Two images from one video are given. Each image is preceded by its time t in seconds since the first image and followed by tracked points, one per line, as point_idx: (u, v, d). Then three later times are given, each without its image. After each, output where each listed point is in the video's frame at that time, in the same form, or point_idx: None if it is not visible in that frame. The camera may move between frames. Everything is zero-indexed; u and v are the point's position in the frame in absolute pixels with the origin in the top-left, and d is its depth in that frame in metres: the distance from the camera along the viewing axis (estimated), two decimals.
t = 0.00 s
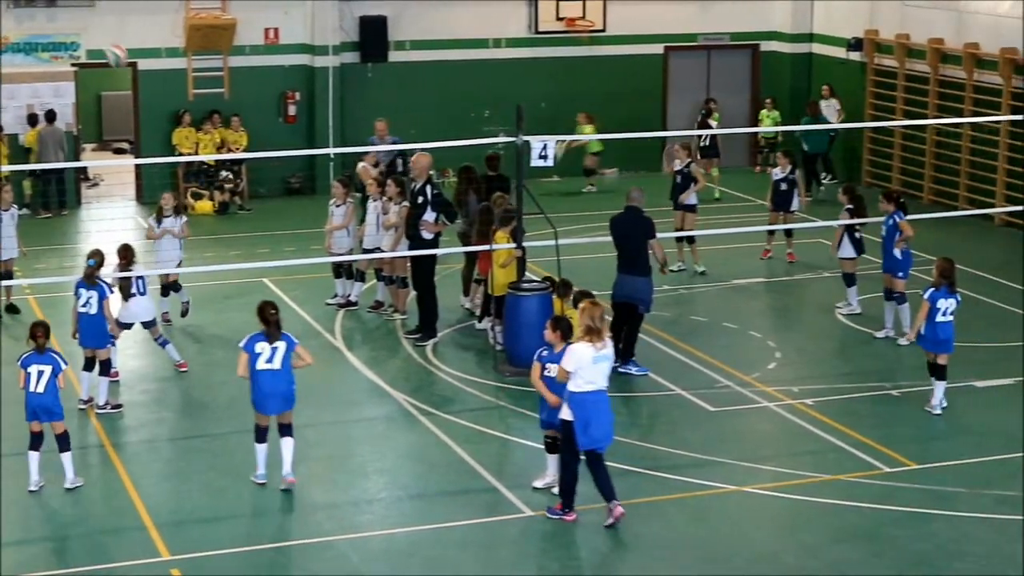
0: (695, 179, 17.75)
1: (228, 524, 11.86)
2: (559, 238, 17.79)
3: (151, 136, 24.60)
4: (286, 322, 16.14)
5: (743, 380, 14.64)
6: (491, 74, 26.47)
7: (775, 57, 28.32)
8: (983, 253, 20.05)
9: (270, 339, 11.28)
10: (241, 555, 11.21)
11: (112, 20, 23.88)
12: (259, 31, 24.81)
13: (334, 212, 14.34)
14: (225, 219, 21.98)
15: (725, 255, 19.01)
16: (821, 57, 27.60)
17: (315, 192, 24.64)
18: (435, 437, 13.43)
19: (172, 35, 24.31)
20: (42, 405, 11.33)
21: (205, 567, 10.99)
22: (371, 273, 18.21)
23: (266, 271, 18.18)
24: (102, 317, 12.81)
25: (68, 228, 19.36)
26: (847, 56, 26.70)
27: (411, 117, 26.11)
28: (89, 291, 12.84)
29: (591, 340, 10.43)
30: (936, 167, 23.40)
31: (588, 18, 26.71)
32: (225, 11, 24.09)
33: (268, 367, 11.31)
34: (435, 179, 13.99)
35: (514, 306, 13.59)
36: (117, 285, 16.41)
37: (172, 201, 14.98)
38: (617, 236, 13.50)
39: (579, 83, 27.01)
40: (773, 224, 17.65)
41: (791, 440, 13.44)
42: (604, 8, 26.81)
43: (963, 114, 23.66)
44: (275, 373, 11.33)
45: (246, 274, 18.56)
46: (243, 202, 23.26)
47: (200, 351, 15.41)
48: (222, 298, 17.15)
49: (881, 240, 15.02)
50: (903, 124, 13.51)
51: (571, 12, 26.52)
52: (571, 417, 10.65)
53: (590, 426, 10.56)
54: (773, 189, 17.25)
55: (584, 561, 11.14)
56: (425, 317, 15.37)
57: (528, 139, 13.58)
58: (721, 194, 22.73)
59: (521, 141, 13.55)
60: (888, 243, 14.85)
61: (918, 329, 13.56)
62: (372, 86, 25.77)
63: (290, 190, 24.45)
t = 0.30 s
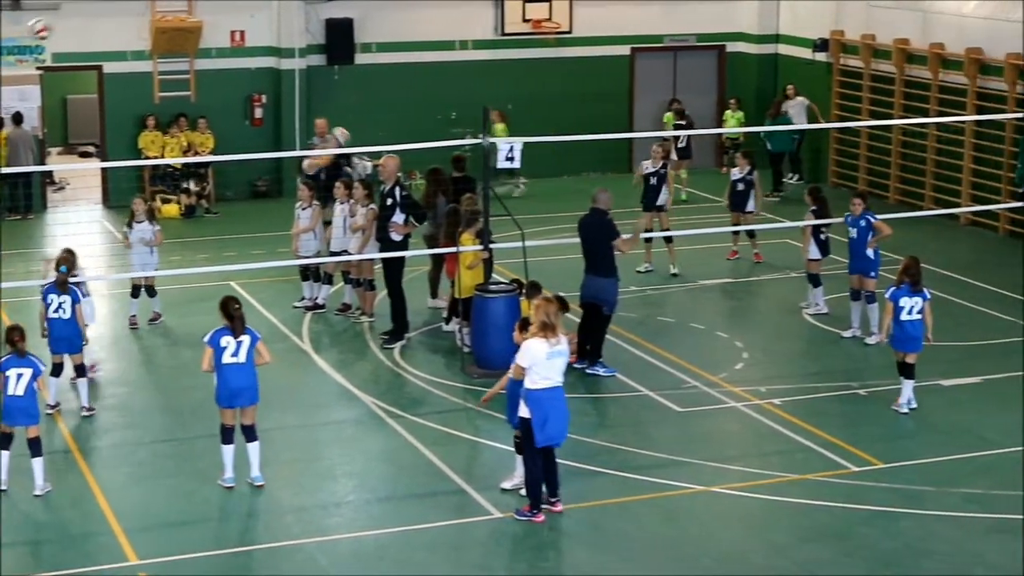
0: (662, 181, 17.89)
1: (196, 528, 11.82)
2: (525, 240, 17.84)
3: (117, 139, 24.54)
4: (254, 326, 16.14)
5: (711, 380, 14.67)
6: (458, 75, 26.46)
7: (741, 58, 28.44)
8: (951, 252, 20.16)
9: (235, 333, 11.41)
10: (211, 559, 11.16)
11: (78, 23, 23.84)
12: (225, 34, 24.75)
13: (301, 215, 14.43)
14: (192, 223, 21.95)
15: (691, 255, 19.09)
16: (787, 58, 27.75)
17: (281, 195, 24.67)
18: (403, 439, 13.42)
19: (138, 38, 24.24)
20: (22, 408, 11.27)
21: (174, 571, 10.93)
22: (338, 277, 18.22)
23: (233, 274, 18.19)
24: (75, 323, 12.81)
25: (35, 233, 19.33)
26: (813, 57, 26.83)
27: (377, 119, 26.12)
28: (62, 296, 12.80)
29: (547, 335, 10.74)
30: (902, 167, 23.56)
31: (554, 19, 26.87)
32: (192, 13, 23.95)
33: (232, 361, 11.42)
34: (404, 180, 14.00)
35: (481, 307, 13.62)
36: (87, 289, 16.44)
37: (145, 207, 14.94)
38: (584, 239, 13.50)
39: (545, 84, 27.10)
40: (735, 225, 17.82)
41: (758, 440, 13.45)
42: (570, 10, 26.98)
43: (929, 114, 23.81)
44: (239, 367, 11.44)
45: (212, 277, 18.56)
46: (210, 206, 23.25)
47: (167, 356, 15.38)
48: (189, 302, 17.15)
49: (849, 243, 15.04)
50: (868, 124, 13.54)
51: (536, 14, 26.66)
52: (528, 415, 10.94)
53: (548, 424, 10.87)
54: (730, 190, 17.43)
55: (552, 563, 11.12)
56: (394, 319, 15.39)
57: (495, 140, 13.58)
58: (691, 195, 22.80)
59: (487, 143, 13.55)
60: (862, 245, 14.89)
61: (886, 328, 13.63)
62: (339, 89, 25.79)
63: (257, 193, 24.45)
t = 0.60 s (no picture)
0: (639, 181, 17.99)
1: (164, 529, 11.73)
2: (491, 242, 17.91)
3: (83, 140, 24.45)
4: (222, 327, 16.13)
5: (678, 381, 14.71)
6: (426, 77, 26.57)
7: (708, 59, 28.64)
8: (916, 254, 20.35)
9: (202, 332, 11.39)
10: (177, 561, 11.05)
11: (44, 24, 23.72)
12: (192, 34, 24.72)
13: (269, 216, 14.71)
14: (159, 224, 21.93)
15: (659, 257, 19.18)
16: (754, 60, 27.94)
17: (249, 196, 24.72)
18: (370, 441, 13.39)
19: (105, 39, 24.15)
20: None
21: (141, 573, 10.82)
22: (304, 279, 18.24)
23: (199, 275, 18.20)
24: (56, 326, 12.74)
25: None
26: (781, 59, 27.04)
27: (345, 120, 26.21)
28: (44, 296, 12.76)
29: (514, 333, 10.80)
30: (869, 168, 23.77)
31: (522, 20, 26.97)
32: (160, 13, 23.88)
33: (201, 360, 11.40)
34: (373, 181, 14.01)
35: (449, 309, 13.61)
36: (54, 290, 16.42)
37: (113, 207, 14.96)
38: (551, 241, 13.52)
39: (512, 85, 27.25)
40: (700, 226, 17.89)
41: (725, 440, 13.47)
42: (538, 12, 27.11)
43: (894, 116, 24.01)
44: (209, 365, 11.41)
45: (178, 279, 18.57)
46: (177, 206, 23.28)
47: (133, 358, 15.34)
48: (156, 304, 17.15)
49: (825, 247, 15.03)
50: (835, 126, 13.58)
51: (504, 15, 26.77)
52: (497, 412, 10.97)
53: (518, 419, 10.94)
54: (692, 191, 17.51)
55: (520, 563, 11.06)
56: (365, 321, 15.41)
57: (463, 142, 13.55)
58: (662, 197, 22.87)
59: (454, 144, 13.50)
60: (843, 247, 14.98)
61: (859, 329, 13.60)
62: (306, 90, 25.85)
63: (224, 194, 24.49)
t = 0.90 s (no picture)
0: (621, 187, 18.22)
1: (124, 533, 11.67)
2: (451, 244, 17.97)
3: (41, 144, 24.29)
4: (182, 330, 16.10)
5: (639, 382, 14.73)
6: (385, 78, 26.60)
7: (668, 59, 28.78)
8: (876, 254, 20.49)
9: (161, 334, 11.36)
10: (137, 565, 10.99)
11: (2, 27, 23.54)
12: (150, 36, 24.64)
13: (230, 220, 14.81)
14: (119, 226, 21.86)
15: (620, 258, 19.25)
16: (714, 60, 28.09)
17: (208, 199, 24.71)
18: (331, 443, 13.36)
19: (62, 42, 24.02)
20: None
21: None
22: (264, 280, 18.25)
23: (158, 278, 18.17)
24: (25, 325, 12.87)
25: None
26: (740, 59, 27.18)
27: (304, 121, 26.20)
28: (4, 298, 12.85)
29: (474, 332, 10.82)
30: (828, 168, 23.93)
31: (481, 21, 27.00)
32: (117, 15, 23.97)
33: (160, 362, 11.37)
34: (335, 183, 14.02)
35: (411, 311, 13.64)
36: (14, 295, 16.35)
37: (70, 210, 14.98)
38: (512, 241, 13.53)
39: (472, 85, 27.30)
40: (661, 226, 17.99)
41: (685, 440, 13.50)
42: (496, 12, 27.12)
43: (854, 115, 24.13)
44: (168, 367, 11.39)
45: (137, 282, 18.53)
46: (136, 210, 23.15)
47: (94, 362, 15.30)
48: (115, 308, 17.11)
49: (815, 255, 15.03)
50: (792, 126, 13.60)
51: (463, 16, 26.73)
52: (459, 413, 10.97)
53: (481, 418, 10.96)
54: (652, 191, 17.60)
55: (480, 564, 11.03)
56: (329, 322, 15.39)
57: (422, 144, 13.53)
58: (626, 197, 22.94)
59: (414, 145, 13.47)
60: (831, 258, 15.08)
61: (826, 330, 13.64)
62: (266, 91, 25.81)
63: (183, 197, 24.48)
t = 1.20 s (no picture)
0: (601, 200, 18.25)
1: (91, 535, 11.63)
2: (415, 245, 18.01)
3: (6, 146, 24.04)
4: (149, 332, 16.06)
5: (606, 382, 14.74)
6: (351, 79, 26.67)
7: (634, 60, 28.90)
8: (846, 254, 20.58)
9: (125, 334, 11.32)
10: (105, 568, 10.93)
11: None
12: (116, 38, 24.57)
13: (196, 222, 14.81)
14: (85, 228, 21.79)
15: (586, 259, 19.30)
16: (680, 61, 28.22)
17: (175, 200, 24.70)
18: (298, 445, 13.33)
19: (27, 43, 23.79)
20: None
21: None
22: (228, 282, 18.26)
23: (122, 280, 18.14)
24: None
25: None
26: (706, 60, 27.31)
27: (270, 122, 26.17)
28: None
29: (441, 331, 10.77)
30: (795, 168, 24.04)
31: (448, 22, 26.93)
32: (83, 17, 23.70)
33: (124, 362, 11.32)
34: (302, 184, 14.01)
35: (377, 311, 13.88)
36: None
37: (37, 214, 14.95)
38: (477, 240, 13.53)
39: (438, 86, 27.37)
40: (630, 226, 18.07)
41: (651, 439, 13.53)
42: (463, 13, 27.06)
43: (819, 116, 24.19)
44: (132, 368, 11.34)
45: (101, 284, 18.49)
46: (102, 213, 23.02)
47: (60, 365, 15.24)
48: (81, 311, 17.06)
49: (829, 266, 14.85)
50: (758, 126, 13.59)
51: (430, 17, 26.74)
52: (425, 412, 10.95)
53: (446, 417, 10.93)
54: (623, 192, 17.62)
55: (447, 565, 11.02)
56: (296, 323, 15.41)
57: (389, 145, 13.51)
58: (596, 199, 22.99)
59: (381, 147, 13.44)
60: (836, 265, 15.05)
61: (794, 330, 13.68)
62: (231, 92, 25.74)
63: (149, 198, 24.45)
